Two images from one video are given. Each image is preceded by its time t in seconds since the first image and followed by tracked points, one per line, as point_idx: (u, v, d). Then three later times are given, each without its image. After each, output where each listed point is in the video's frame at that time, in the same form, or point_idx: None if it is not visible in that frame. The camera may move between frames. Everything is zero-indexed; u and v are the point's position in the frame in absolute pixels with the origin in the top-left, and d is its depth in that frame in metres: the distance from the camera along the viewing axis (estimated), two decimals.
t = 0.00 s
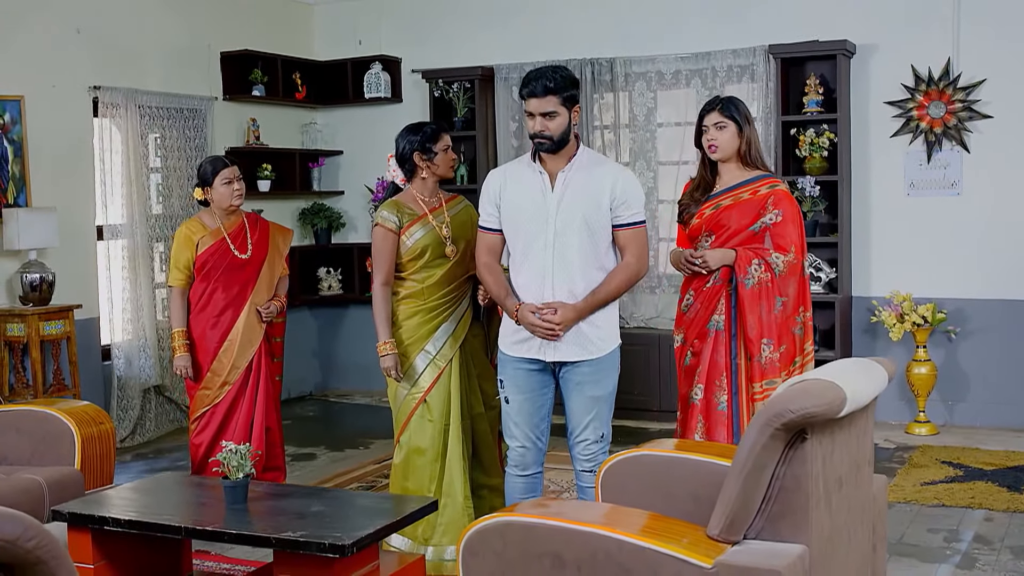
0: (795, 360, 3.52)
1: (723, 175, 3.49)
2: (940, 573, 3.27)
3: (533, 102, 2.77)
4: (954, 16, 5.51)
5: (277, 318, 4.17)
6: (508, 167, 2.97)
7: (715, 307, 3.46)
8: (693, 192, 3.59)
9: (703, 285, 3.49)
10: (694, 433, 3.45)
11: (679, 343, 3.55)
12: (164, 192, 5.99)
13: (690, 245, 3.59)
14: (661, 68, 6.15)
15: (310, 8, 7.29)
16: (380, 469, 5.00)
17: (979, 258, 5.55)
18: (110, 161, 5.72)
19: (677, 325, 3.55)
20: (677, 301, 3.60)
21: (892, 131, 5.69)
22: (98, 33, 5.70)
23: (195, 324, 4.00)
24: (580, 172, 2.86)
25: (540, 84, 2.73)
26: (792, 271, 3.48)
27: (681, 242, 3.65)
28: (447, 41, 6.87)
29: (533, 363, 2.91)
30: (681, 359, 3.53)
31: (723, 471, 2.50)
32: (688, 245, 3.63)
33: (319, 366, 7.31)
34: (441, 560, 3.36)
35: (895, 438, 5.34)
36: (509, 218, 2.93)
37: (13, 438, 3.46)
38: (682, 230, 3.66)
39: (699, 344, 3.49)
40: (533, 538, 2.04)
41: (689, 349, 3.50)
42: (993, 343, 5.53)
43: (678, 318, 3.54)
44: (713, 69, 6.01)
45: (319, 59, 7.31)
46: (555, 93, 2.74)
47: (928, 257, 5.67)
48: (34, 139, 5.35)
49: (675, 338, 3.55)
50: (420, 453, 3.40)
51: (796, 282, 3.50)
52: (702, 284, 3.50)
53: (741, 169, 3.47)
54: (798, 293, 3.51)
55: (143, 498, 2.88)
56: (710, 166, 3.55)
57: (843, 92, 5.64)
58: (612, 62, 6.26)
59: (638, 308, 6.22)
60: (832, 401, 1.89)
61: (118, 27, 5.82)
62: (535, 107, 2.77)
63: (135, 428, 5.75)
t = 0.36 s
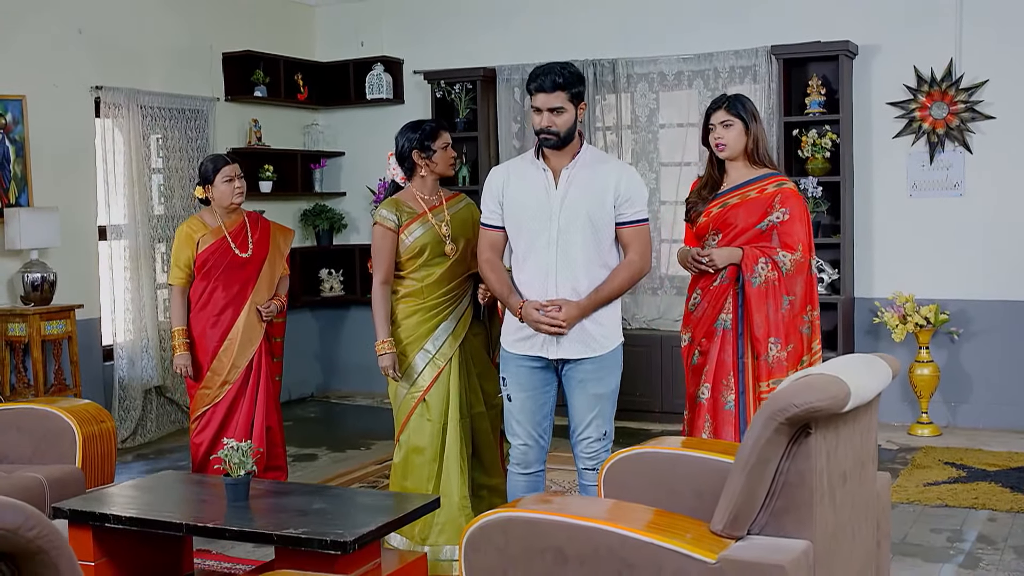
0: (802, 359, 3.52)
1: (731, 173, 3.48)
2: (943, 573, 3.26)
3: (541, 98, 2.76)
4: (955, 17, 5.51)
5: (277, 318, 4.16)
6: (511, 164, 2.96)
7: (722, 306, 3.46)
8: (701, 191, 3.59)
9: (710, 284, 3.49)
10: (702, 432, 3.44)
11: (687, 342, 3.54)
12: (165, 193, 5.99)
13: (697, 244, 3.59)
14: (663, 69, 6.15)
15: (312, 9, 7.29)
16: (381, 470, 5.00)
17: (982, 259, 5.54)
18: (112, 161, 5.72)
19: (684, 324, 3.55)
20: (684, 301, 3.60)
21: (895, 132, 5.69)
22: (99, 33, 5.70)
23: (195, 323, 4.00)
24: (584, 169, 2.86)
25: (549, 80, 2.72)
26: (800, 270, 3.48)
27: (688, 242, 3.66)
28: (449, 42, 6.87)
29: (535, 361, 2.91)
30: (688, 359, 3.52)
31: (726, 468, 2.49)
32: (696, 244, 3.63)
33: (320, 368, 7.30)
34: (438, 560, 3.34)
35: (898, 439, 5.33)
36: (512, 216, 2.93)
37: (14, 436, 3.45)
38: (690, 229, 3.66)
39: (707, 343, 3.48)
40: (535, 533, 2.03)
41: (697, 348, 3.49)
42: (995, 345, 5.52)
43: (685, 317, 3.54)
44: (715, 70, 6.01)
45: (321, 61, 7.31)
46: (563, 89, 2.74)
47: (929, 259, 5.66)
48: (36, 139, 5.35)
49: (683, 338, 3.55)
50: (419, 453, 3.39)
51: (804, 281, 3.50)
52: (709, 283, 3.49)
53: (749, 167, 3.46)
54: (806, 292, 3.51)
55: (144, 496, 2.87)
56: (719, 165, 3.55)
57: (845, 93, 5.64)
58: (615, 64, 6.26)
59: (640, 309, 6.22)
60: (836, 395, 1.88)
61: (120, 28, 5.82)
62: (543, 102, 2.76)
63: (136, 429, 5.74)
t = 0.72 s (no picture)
0: (810, 359, 3.51)
1: (738, 173, 3.48)
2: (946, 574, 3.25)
3: (547, 91, 2.75)
4: (956, 18, 5.51)
5: (277, 319, 4.15)
6: (512, 163, 2.96)
7: (730, 306, 3.45)
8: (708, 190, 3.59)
9: (718, 284, 3.48)
10: (709, 432, 3.43)
11: (694, 342, 3.53)
12: (166, 195, 5.99)
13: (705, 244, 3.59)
14: (665, 72, 6.15)
15: (314, 12, 7.30)
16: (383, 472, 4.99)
17: (984, 262, 5.53)
18: (113, 163, 5.72)
19: (692, 324, 3.53)
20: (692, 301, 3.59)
21: (896, 134, 5.68)
22: (100, 34, 5.70)
23: (194, 323, 3.99)
24: (586, 167, 2.86)
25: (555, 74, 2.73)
26: (809, 269, 3.46)
27: (696, 242, 3.65)
28: (451, 44, 6.87)
29: (537, 361, 2.90)
30: (696, 359, 3.52)
31: (728, 468, 2.48)
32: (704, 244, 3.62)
33: (321, 371, 7.29)
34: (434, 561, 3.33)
35: (900, 441, 5.32)
36: (514, 215, 2.92)
37: (14, 437, 3.44)
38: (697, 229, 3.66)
39: (714, 343, 3.47)
40: (536, 530, 2.02)
41: (705, 348, 3.49)
42: (997, 347, 5.51)
43: (693, 317, 3.53)
44: (717, 72, 6.01)
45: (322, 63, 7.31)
46: (570, 83, 2.75)
47: (930, 261, 5.65)
48: (37, 140, 5.35)
49: (690, 338, 3.54)
50: (418, 453, 3.39)
51: (813, 281, 3.48)
52: (717, 283, 3.48)
53: (756, 166, 3.46)
54: (814, 291, 3.49)
55: (145, 495, 2.86)
56: (726, 164, 3.54)
57: (847, 94, 5.64)
58: (616, 66, 6.26)
59: (641, 312, 6.21)
60: (840, 391, 1.87)
61: (122, 30, 5.83)
62: (550, 95, 2.75)
63: (137, 431, 5.74)
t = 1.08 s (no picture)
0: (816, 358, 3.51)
1: (745, 171, 3.47)
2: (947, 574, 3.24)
3: (551, 84, 2.75)
4: (958, 20, 5.50)
5: (275, 319, 4.14)
6: (513, 161, 2.95)
7: (737, 305, 3.45)
8: (717, 188, 3.58)
9: (725, 283, 3.47)
10: (714, 430, 3.43)
11: (700, 340, 3.52)
12: (166, 196, 5.99)
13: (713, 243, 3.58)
14: (666, 73, 6.15)
15: (315, 14, 7.30)
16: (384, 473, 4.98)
17: (986, 263, 5.52)
18: (113, 163, 5.71)
19: (698, 323, 3.52)
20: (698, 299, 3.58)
21: (898, 136, 5.68)
22: (102, 35, 5.70)
23: (192, 323, 3.98)
24: (586, 165, 2.85)
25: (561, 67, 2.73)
26: (815, 268, 3.47)
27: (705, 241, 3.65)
28: (452, 46, 6.87)
29: (538, 358, 2.89)
30: (701, 357, 3.51)
31: (730, 465, 2.47)
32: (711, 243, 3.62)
33: (321, 373, 7.29)
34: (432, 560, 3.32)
35: (901, 443, 5.31)
36: (514, 213, 2.91)
37: (13, 436, 3.43)
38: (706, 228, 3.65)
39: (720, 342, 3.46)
40: (537, 527, 2.01)
41: (710, 346, 3.48)
42: (999, 349, 5.50)
43: (699, 315, 3.52)
44: (718, 74, 6.01)
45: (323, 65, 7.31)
46: (574, 77, 2.75)
47: (931, 263, 5.64)
48: (38, 141, 5.34)
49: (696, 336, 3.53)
50: (417, 452, 3.39)
51: (821, 280, 3.49)
52: (723, 282, 3.47)
53: (763, 165, 3.44)
54: (822, 290, 3.49)
55: (144, 493, 2.85)
56: (735, 163, 3.53)
57: (848, 96, 5.63)
58: (617, 68, 6.25)
59: (642, 314, 6.20)
60: (843, 386, 1.86)
61: (123, 31, 5.83)
62: (553, 89, 2.75)
63: (137, 432, 5.72)
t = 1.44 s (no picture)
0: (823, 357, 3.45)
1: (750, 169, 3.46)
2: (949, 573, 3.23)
3: (554, 78, 2.74)
4: (958, 20, 5.50)
5: (273, 318, 4.13)
6: (514, 158, 2.94)
7: (741, 304, 3.45)
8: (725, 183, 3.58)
9: (730, 281, 3.48)
10: (718, 429, 3.44)
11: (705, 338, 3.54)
12: (166, 196, 5.98)
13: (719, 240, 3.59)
14: (667, 74, 6.14)
15: (315, 15, 7.29)
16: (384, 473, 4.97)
17: (986, 264, 5.52)
18: (113, 163, 5.70)
19: (703, 320, 3.54)
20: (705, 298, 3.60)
21: (898, 137, 5.67)
22: (102, 35, 5.70)
23: (190, 321, 3.97)
24: (587, 162, 2.84)
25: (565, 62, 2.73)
26: (820, 266, 3.43)
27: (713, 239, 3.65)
28: (452, 47, 6.87)
29: (539, 356, 2.88)
30: (705, 355, 3.52)
31: (730, 462, 2.46)
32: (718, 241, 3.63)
33: (321, 374, 7.28)
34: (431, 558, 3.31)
35: (902, 444, 5.30)
36: (515, 210, 2.90)
37: (12, 435, 3.42)
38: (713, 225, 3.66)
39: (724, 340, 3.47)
40: (537, 522, 2.00)
41: (714, 344, 3.49)
42: (1000, 350, 5.49)
43: (704, 313, 3.53)
44: (718, 75, 6.00)
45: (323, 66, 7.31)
46: (578, 71, 2.74)
47: (932, 263, 5.63)
48: (38, 140, 5.34)
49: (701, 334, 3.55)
50: (414, 450, 3.38)
51: (827, 279, 3.45)
52: (728, 280, 3.49)
53: (765, 164, 3.43)
54: (827, 289, 3.45)
55: (144, 490, 2.84)
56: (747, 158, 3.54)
57: (848, 96, 5.63)
58: (617, 69, 6.25)
59: (642, 315, 6.19)
60: (846, 380, 1.85)
61: (123, 31, 5.82)
62: (556, 83, 2.74)
63: (136, 433, 5.72)
